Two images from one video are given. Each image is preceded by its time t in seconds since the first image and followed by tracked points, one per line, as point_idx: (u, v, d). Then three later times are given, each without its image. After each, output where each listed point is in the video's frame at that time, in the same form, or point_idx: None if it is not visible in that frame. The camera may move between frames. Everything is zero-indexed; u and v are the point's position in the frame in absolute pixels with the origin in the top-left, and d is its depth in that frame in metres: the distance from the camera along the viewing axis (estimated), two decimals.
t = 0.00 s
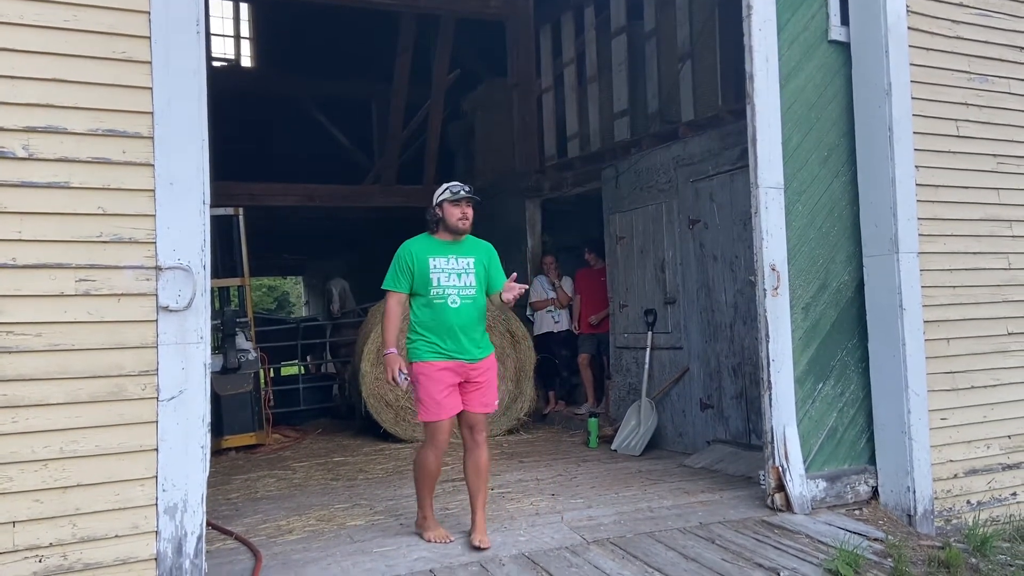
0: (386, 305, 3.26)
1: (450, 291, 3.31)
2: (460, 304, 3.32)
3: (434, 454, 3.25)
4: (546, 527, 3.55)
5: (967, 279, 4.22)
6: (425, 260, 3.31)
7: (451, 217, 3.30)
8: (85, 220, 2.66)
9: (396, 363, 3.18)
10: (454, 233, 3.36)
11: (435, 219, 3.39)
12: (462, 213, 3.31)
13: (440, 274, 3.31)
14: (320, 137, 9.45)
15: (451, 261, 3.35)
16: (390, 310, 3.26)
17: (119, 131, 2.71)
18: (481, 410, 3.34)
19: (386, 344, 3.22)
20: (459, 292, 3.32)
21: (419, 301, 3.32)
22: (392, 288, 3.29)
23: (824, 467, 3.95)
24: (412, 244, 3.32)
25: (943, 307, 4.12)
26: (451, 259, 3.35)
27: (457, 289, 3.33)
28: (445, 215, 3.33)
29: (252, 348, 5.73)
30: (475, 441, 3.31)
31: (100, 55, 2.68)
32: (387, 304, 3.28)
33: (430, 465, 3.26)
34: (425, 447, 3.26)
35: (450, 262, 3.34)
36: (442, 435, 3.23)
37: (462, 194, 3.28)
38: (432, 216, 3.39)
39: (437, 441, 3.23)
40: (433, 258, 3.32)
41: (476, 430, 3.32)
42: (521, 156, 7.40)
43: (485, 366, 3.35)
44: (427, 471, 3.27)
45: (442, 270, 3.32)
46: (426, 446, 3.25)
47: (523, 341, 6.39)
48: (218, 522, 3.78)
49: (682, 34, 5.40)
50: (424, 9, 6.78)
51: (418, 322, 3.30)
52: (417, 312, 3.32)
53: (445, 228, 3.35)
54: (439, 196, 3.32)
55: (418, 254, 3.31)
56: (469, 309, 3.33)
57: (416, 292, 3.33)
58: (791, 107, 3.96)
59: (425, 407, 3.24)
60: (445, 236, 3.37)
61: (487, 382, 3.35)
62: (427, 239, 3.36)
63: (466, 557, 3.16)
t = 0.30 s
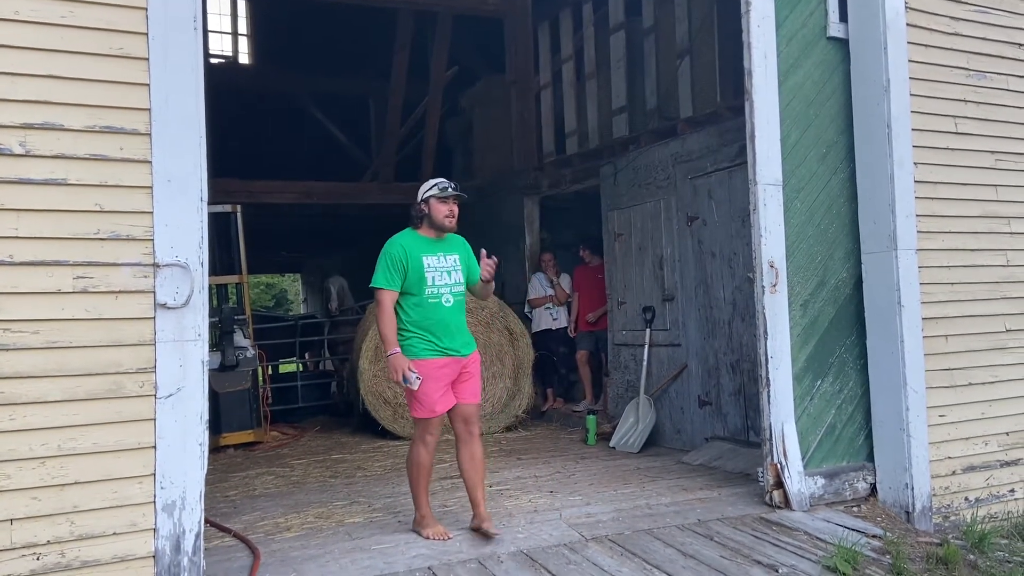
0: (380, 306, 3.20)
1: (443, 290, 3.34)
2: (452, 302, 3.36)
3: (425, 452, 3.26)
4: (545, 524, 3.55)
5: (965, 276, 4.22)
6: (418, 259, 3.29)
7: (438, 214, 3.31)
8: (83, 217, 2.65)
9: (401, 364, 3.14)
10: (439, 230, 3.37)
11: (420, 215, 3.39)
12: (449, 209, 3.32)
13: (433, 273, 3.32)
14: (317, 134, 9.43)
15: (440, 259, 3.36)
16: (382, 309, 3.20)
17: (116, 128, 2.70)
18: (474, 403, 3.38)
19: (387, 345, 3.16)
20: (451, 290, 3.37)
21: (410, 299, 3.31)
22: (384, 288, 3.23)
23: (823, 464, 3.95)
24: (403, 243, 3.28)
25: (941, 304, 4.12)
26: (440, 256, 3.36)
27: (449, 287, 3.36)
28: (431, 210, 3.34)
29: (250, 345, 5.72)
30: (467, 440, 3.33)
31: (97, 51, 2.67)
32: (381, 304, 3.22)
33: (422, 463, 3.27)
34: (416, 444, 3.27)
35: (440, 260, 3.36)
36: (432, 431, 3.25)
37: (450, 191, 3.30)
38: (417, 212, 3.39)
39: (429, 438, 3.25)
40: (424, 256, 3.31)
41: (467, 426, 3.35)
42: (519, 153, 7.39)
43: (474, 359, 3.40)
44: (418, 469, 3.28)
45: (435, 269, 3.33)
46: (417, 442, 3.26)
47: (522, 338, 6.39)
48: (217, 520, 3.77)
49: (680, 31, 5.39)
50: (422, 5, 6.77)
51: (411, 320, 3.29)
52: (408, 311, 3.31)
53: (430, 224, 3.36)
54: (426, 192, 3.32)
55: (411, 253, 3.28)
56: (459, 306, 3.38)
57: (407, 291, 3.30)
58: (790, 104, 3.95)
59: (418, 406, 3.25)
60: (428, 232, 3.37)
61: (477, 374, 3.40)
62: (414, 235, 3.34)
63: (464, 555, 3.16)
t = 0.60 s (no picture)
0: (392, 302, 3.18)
1: (445, 286, 3.38)
2: (453, 297, 3.41)
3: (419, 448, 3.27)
4: (541, 521, 3.54)
5: (961, 273, 4.22)
6: (422, 254, 3.31)
7: (438, 210, 3.37)
8: (77, 214, 2.64)
9: (417, 362, 3.18)
10: (435, 227, 3.42)
11: (415, 213, 3.42)
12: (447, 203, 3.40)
13: (437, 268, 3.36)
14: (314, 131, 9.40)
15: (439, 254, 3.40)
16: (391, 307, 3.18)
17: (110, 124, 2.68)
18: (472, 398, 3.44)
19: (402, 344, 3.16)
20: (451, 285, 3.41)
21: (412, 295, 3.32)
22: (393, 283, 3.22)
23: (819, 460, 3.95)
24: (407, 239, 3.28)
25: (937, 301, 4.12)
26: (439, 252, 3.40)
27: (450, 282, 3.41)
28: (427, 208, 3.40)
29: (246, 343, 5.66)
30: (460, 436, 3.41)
31: (91, 48, 2.65)
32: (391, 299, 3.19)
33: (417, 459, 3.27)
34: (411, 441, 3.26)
35: (439, 256, 3.40)
36: (428, 426, 3.26)
37: (450, 189, 3.39)
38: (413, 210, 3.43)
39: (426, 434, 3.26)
40: (427, 252, 3.34)
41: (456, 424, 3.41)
42: (516, 150, 7.38)
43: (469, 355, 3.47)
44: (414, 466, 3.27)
45: (436, 265, 3.37)
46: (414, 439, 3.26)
47: (517, 336, 6.37)
48: (213, 517, 3.76)
49: (677, 28, 5.39)
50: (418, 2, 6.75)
51: (414, 316, 3.32)
52: (411, 307, 3.32)
53: (428, 221, 3.40)
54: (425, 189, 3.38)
55: (415, 248, 3.29)
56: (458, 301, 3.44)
57: (411, 287, 3.31)
58: (786, 101, 3.95)
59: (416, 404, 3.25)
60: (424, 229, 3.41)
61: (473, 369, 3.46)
62: (414, 231, 3.36)
63: (461, 552, 3.15)
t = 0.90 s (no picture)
0: (410, 297, 3.18)
1: (455, 284, 3.42)
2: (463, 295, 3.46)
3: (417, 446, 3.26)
4: (536, 519, 3.54)
5: (956, 270, 4.22)
6: (435, 252, 3.36)
7: (449, 209, 3.40)
8: (70, 211, 2.62)
9: (438, 355, 3.16)
10: (445, 226, 3.45)
11: (424, 213, 3.45)
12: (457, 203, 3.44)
13: (447, 266, 3.41)
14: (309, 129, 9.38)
15: (448, 253, 3.45)
16: (409, 302, 3.19)
17: (104, 121, 2.67)
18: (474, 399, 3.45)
19: (421, 339, 3.16)
20: (461, 283, 3.46)
21: (424, 292, 3.34)
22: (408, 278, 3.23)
23: (814, 458, 3.96)
24: (421, 236, 3.32)
25: (932, 298, 4.12)
26: (448, 251, 3.45)
27: (460, 281, 3.46)
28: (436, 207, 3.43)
29: (240, 340, 5.75)
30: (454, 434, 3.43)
31: (84, 44, 2.64)
32: (408, 294, 3.20)
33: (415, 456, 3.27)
34: (412, 437, 3.26)
35: (449, 254, 3.45)
36: (431, 424, 3.26)
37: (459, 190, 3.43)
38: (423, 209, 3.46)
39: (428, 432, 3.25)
40: (439, 250, 3.38)
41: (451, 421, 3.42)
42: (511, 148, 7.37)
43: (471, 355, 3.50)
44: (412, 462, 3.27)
45: (447, 262, 3.41)
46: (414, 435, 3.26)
47: (513, 334, 6.37)
48: (207, 516, 3.76)
49: (673, 26, 5.39)
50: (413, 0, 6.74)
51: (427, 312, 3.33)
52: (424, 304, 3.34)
53: (438, 220, 3.44)
54: (435, 190, 3.42)
55: (428, 246, 3.33)
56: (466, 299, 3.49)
57: (423, 283, 3.33)
58: (782, 99, 3.95)
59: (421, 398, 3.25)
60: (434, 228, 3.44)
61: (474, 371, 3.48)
62: (426, 230, 3.39)
63: (456, 550, 3.15)
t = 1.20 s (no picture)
0: (433, 293, 3.21)
1: (474, 284, 3.45)
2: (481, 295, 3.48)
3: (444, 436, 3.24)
4: (531, 518, 3.54)
5: (950, 269, 4.23)
6: (456, 251, 3.38)
7: (466, 212, 3.44)
8: (62, 209, 2.61)
9: (462, 350, 3.21)
10: (463, 228, 3.48)
11: (442, 214, 3.49)
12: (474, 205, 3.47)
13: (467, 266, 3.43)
14: (303, 127, 9.36)
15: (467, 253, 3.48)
16: (433, 298, 3.21)
17: (96, 119, 2.66)
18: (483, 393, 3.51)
19: (445, 334, 3.18)
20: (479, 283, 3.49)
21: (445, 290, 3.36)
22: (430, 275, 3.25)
23: (808, 457, 3.97)
24: (443, 236, 3.35)
25: (925, 297, 4.13)
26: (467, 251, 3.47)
27: (478, 281, 3.48)
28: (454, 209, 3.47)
29: (235, 340, 5.63)
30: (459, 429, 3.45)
31: (75, 41, 2.62)
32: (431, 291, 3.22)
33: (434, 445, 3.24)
34: (441, 427, 3.24)
35: (468, 255, 3.48)
36: (462, 418, 3.29)
37: (476, 192, 3.46)
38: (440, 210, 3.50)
39: (458, 428, 3.27)
40: (460, 250, 3.41)
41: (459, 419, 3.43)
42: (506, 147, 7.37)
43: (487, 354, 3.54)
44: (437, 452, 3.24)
45: (467, 263, 3.44)
46: (444, 426, 3.24)
47: (508, 333, 6.38)
48: (201, 515, 3.74)
49: (667, 25, 5.39)
50: None
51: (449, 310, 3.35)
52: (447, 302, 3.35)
53: (456, 222, 3.47)
54: (453, 192, 3.44)
55: (450, 245, 3.36)
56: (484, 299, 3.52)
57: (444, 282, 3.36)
58: (776, 98, 3.95)
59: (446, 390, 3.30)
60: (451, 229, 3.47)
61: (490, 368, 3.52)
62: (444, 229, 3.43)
63: (451, 549, 3.14)
